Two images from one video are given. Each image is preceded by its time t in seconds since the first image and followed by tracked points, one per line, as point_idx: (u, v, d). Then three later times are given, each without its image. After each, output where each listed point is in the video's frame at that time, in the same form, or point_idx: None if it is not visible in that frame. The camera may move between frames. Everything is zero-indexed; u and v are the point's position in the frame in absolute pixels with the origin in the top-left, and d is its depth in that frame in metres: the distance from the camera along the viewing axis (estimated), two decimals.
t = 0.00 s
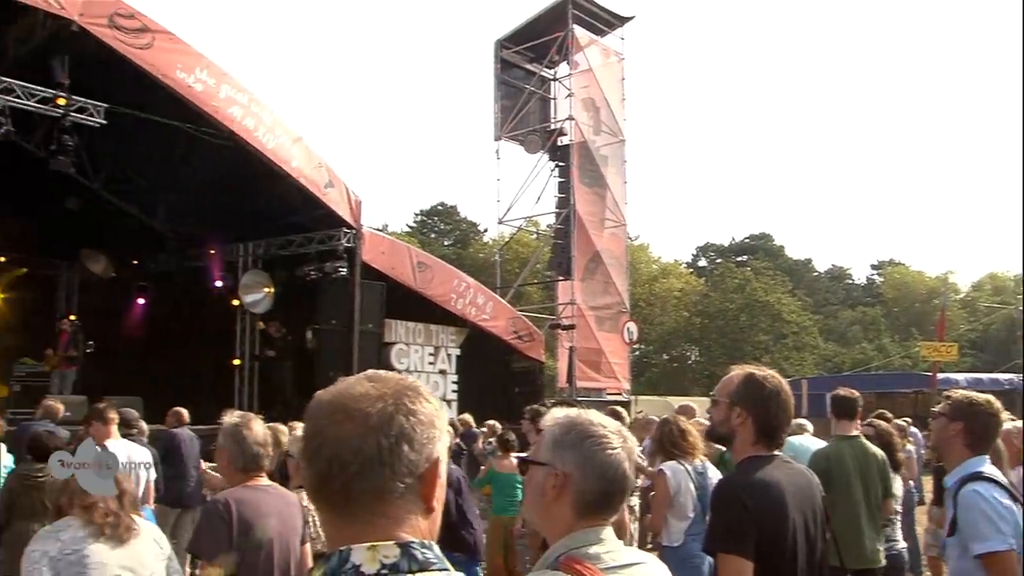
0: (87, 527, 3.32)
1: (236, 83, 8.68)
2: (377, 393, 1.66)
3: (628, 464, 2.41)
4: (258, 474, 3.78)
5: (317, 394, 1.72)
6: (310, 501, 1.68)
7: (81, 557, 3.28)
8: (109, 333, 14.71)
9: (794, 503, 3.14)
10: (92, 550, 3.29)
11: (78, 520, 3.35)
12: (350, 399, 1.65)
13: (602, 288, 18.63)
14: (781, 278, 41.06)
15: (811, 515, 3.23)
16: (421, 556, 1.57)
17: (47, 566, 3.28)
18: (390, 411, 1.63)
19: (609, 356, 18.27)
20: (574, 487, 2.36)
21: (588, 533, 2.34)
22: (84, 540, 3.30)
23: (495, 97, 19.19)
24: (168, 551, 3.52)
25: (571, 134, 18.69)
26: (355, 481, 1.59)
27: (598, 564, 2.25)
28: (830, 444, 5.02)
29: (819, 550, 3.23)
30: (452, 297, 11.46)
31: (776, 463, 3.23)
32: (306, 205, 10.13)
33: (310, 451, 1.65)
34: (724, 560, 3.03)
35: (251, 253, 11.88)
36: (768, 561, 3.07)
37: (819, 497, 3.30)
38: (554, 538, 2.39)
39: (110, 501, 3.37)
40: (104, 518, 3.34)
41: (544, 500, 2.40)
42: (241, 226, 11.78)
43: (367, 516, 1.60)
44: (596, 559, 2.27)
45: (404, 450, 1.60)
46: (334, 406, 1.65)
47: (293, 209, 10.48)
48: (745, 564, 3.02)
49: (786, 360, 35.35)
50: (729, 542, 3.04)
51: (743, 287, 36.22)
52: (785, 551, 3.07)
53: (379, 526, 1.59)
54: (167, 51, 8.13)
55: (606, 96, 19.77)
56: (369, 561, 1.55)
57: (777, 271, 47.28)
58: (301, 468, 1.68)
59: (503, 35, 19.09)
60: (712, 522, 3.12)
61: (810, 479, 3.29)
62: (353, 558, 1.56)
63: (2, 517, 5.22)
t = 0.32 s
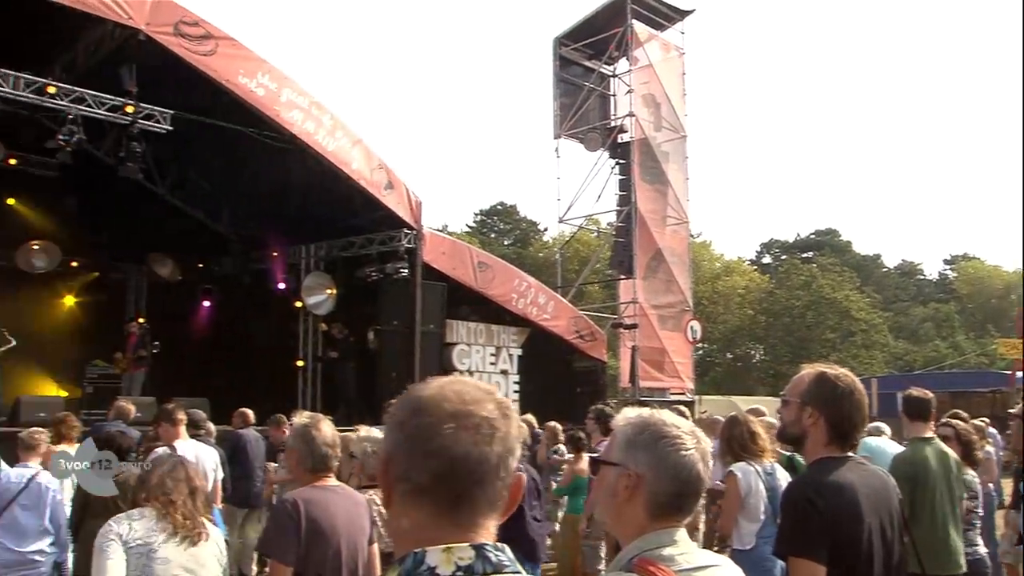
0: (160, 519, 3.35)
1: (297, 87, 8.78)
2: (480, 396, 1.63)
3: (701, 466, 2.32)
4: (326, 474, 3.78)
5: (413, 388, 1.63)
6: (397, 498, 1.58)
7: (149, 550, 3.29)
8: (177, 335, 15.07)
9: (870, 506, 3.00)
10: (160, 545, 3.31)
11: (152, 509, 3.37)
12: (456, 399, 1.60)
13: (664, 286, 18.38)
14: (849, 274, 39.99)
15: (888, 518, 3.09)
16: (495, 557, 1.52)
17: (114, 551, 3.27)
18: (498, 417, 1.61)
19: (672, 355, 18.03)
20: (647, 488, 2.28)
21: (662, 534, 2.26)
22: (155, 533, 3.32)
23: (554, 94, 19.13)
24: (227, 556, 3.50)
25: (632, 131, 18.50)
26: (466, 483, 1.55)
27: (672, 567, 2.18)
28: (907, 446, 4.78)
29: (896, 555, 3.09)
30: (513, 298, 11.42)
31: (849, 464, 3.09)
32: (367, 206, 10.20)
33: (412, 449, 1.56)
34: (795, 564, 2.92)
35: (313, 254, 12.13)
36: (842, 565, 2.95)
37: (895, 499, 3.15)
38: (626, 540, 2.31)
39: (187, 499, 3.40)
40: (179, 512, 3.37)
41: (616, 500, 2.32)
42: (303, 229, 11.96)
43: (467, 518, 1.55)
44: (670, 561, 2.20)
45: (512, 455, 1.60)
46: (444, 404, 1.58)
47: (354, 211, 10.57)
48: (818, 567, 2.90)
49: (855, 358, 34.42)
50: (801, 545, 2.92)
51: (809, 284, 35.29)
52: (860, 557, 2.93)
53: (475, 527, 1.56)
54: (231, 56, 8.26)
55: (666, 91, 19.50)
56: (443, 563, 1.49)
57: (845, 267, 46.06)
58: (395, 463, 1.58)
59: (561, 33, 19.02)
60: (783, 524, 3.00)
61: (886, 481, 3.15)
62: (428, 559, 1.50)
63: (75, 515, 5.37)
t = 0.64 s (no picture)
0: (217, 523, 3.28)
1: (358, 89, 8.85)
2: (565, 401, 1.61)
3: (778, 469, 2.22)
4: (395, 474, 3.77)
5: (497, 388, 1.59)
6: (479, 498, 1.52)
7: (203, 555, 3.23)
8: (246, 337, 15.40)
9: (954, 509, 2.84)
10: (216, 549, 3.24)
11: (211, 513, 3.32)
12: (544, 402, 1.57)
13: (730, 284, 18.03)
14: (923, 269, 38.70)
15: (974, 521, 2.92)
16: (575, 557, 1.47)
17: (169, 556, 3.23)
18: (583, 422, 1.59)
19: (739, 354, 17.71)
20: (721, 491, 2.19)
21: (736, 537, 2.17)
22: (211, 537, 3.25)
23: (616, 91, 19.00)
24: (285, 563, 3.40)
25: (695, 127, 18.24)
26: (554, 484, 1.51)
27: (748, 570, 2.09)
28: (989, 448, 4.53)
29: (981, 559, 2.92)
30: (576, 297, 11.34)
31: (929, 465, 2.93)
32: (429, 207, 10.25)
33: (500, 449, 1.51)
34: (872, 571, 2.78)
35: (376, 255, 12.25)
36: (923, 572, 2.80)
37: (980, 502, 2.96)
38: (698, 543, 2.22)
39: (247, 504, 3.34)
40: (237, 517, 3.31)
41: (688, 502, 2.23)
42: (366, 231, 12.08)
43: (551, 519, 1.51)
44: (745, 564, 2.11)
45: (597, 459, 1.57)
46: (534, 406, 1.55)
47: (415, 211, 10.62)
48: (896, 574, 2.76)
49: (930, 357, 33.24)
50: (878, 548, 2.78)
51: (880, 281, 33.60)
52: (943, 564, 2.79)
53: (559, 528, 1.51)
54: (294, 61, 8.37)
55: (730, 85, 19.16)
56: (526, 563, 1.44)
57: (919, 262, 44.55)
58: (478, 464, 1.53)
59: (622, 29, 18.86)
60: (859, 528, 2.87)
61: (970, 483, 2.98)
62: (509, 559, 1.44)
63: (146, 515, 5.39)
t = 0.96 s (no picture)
0: (268, 524, 3.23)
1: (418, 90, 8.87)
2: (648, 387, 1.59)
3: (855, 469, 2.11)
4: (462, 475, 3.73)
5: (578, 376, 1.58)
6: (565, 486, 1.52)
7: (254, 555, 3.21)
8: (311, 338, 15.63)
9: None
10: (267, 548, 3.21)
11: (263, 510, 3.28)
12: (628, 389, 1.56)
13: (796, 281, 17.59)
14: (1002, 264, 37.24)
15: None
16: (667, 543, 1.48)
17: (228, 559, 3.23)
18: (667, 410, 1.58)
19: (806, 353, 17.28)
20: (795, 492, 2.08)
21: (812, 541, 2.06)
22: (264, 536, 3.23)
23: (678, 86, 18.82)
24: (345, 548, 3.35)
25: (759, 121, 17.87)
26: (641, 472, 1.50)
27: None
28: None
29: None
30: (639, 296, 11.20)
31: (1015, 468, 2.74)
32: (489, 207, 10.24)
33: (585, 437, 1.51)
34: None
35: (437, 256, 12.30)
36: None
37: None
38: (772, 546, 2.12)
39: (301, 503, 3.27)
40: (286, 519, 3.23)
41: (760, 503, 2.13)
42: (427, 232, 12.14)
43: (639, 504, 1.51)
44: (821, 569, 2.00)
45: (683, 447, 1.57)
46: (619, 394, 1.54)
47: (475, 211, 10.62)
48: None
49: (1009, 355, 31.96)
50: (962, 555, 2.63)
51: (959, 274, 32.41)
52: None
53: (648, 514, 1.52)
54: (354, 63, 8.43)
55: (795, 77, 18.73)
56: (620, 550, 1.44)
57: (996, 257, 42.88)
58: (564, 453, 1.52)
59: (683, 23, 18.59)
60: (941, 532, 2.71)
61: None
62: (603, 545, 1.44)
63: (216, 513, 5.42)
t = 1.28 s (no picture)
0: (342, 529, 3.13)
1: (472, 90, 8.84)
2: (754, 388, 1.51)
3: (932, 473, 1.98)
4: (520, 477, 3.67)
5: (685, 377, 1.50)
6: (676, 485, 1.44)
7: (332, 561, 3.11)
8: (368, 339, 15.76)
9: None
10: (344, 558, 3.11)
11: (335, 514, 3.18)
12: (737, 390, 1.48)
13: (859, 277, 17.11)
14: None
15: None
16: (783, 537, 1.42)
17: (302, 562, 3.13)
18: (774, 409, 1.50)
19: (871, 351, 16.82)
20: (868, 495, 1.96)
21: (886, 545, 1.94)
22: (338, 544, 3.13)
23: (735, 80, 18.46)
24: (423, 547, 3.28)
25: (820, 113, 17.45)
26: (755, 471, 1.43)
27: None
28: None
29: None
30: (697, 294, 11.00)
31: None
32: (544, 206, 10.17)
33: (698, 438, 1.43)
34: None
35: (492, 256, 12.28)
36: None
37: None
38: (843, 552, 2.00)
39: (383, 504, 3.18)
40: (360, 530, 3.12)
41: (831, 507, 2.01)
42: (482, 231, 12.13)
43: (753, 503, 1.43)
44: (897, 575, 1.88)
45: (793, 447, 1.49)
46: (729, 394, 1.46)
47: (530, 210, 10.56)
48: None
49: None
50: None
51: None
52: None
53: (761, 511, 1.44)
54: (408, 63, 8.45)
55: (856, 68, 18.24)
56: (743, 543, 1.37)
57: None
58: (675, 454, 1.44)
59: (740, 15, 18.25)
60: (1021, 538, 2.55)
61: None
62: (726, 540, 1.37)
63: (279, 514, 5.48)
